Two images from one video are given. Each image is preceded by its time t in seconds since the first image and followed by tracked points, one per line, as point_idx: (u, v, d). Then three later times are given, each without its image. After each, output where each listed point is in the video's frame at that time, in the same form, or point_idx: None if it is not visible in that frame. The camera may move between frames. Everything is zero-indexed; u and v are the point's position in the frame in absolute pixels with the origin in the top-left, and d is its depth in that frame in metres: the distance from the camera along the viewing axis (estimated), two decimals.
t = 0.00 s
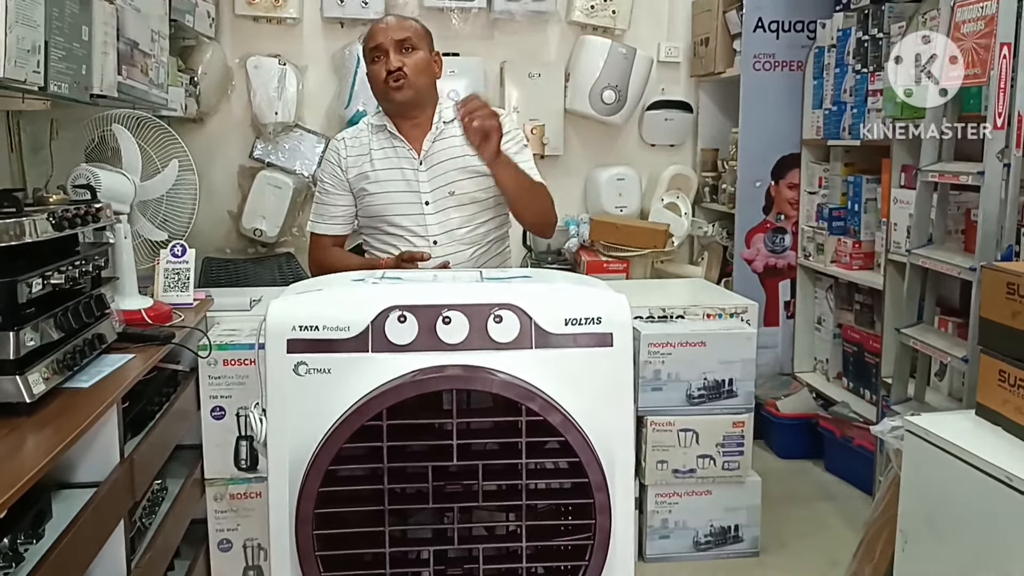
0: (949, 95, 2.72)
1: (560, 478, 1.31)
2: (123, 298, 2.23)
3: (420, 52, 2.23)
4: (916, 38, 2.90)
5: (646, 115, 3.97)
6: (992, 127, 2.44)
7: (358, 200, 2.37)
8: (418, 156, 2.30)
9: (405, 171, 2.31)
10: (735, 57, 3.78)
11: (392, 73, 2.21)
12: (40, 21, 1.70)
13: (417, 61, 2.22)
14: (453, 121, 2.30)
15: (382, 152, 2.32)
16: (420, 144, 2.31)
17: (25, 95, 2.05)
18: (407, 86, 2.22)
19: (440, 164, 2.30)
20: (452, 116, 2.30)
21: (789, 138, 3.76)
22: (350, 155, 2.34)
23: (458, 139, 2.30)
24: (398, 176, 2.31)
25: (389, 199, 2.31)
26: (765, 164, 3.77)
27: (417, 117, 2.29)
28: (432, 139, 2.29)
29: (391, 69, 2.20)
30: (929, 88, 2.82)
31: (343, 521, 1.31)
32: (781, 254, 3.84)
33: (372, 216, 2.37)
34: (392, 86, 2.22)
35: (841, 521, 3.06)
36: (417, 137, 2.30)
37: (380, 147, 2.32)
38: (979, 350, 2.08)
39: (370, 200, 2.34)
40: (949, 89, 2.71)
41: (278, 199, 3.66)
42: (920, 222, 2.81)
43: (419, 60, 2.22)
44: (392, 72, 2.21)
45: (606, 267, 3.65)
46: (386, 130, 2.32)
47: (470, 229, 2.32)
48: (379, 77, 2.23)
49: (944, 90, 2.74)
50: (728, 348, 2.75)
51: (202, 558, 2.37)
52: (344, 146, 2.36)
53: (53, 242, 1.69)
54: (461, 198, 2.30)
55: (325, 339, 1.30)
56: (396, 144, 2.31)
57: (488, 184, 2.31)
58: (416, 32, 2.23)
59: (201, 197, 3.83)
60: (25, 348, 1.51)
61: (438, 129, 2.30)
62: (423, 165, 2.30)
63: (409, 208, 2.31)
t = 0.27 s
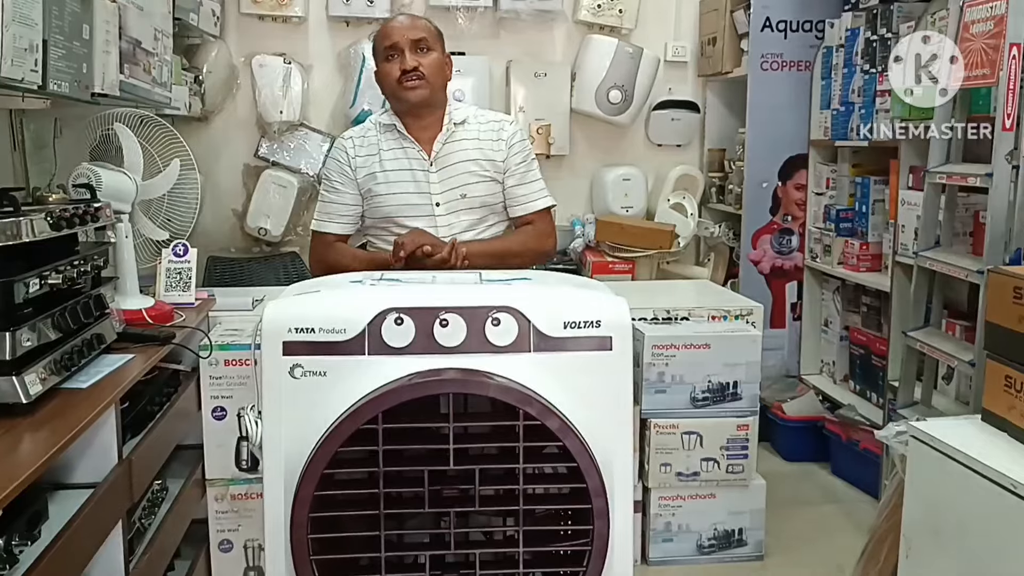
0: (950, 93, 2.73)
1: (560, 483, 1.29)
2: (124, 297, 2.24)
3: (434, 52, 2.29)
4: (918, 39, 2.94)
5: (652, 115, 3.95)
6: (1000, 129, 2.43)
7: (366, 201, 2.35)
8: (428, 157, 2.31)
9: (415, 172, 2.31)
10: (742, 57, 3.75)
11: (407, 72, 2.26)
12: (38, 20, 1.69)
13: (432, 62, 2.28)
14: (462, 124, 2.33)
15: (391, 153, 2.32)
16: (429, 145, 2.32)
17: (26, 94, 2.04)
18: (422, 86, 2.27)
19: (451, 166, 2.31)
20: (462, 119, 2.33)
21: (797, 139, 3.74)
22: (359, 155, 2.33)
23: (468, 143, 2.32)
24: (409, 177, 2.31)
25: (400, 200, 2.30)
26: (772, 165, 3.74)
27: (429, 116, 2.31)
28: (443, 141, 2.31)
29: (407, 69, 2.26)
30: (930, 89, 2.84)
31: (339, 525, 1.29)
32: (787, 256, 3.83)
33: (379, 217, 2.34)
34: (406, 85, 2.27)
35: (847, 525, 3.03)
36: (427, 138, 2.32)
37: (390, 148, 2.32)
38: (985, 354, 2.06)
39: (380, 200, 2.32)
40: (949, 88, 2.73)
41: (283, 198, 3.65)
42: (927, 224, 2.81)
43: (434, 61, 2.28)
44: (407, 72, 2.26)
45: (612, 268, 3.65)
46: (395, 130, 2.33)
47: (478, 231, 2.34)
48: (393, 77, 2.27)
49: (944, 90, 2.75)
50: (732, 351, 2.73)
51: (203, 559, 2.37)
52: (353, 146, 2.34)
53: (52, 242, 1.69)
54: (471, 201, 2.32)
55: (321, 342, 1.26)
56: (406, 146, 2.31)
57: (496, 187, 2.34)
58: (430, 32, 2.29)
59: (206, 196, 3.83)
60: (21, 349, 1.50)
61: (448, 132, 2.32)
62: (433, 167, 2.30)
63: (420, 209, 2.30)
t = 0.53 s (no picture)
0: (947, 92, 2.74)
1: (557, 488, 1.27)
2: (123, 300, 2.25)
3: (469, 59, 2.40)
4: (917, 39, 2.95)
5: (655, 117, 3.94)
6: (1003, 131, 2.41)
7: (386, 198, 2.41)
8: (454, 159, 2.39)
9: (440, 173, 2.38)
10: (746, 59, 3.74)
11: (443, 75, 2.37)
12: (33, 23, 1.69)
13: (467, 67, 2.39)
14: (489, 131, 2.41)
15: (417, 153, 2.39)
16: (455, 148, 2.41)
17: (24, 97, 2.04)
18: (457, 88, 2.38)
19: (477, 170, 2.39)
20: (490, 126, 2.42)
21: (800, 141, 3.72)
22: (384, 153, 2.40)
23: (494, 149, 2.41)
24: (434, 177, 2.38)
25: (424, 199, 2.37)
26: (776, 167, 3.73)
27: (456, 118, 2.40)
28: (470, 144, 2.39)
29: (444, 70, 2.37)
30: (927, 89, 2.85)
31: (334, 531, 1.27)
32: (791, 258, 3.81)
33: (400, 215, 2.41)
34: (441, 87, 2.37)
35: (851, 529, 3.02)
36: (454, 141, 2.41)
37: (415, 147, 2.39)
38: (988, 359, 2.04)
39: (403, 198, 2.38)
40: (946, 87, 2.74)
41: (285, 201, 3.65)
42: (931, 227, 2.77)
43: (470, 66, 2.40)
44: (444, 74, 2.37)
45: (614, 270, 3.63)
46: (421, 131, 2.41)
47: (498, 235, 2.42)
48: (428, 78, 2.38)
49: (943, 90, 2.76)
50: (734, 355, 2.71)
51: (202, 563, 2.37)
52: (378, 144, 2.41)
53: (46, 246, 1.68)
54: (494, 205, 2.40)
55: (316, 346, 1.24)
56: (433, 147, 2.40)
57: (518, 194, 2.43)
58: (466, 37, 2.41)
59: (209, 198, 3.83)
60: (17, 353, 1.49)
61: (475, 136, 2.40)
62: (459, 169, 2.38)
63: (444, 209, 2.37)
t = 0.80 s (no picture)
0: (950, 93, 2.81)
1: (566, 493, 1.25)
2: (132, 303, 2.25)
3: (521, 64, 2.50)
4: (917, 39, 3.01)
5: (665, 119, 3.92)
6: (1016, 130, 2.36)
7: (429, 195, 2.48)
8: (498, 160, 2.47)
9: (484, 172, 2.46)
10: (756, 60, 3.72)
11: (496, 76, 2.47)
12: (40, 26, 1.69)
13: (519, 72, 2.49)
14: (534, 135, 2.50)
15: (462, 152, 2.48)
16: (500, 149, 2.49)
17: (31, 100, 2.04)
18: (507, 89, 2.47)
19: (520, 170, 2.46)
20: (534, 131, 2.50)
21: (811, 142, 3.70)
22: (429, 150, 2.47)
23: (537, 151, 2.48)
24: (477, 175, 2.45)
25: (467, 195, 2.44)
26: (787, 168, 3.71)
27: (501, 120, 2.49)
28: (514, 145, 2.47)
29: (498, 71, 2.46)
30: (927, 90, 2.92)
31: (340, 535, 1.25)
32: (802, 260, 3.78)
33: (442, 212, 2.47)
34: (492, 86, 2.46)
35: (863, 533, 2.99)
36: (499, 142, 2.49)
37: (460, 146, 2.48)
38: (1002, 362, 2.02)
39: (446, 194, 2.45)
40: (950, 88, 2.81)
41: (295, 204, 3.66)
42: (944, 228, 2.74)
43: (521, 71, 2.50)
44: (497, 74, 2.47)
45: (625, 273, 3.62)
46: (466, 131, 2.49)
47: (538, 235, 2.47)
48: (481, 78, 2.47)
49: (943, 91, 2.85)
50: (744, 357, 2.69)
51: (212, 566, 2.37)
52: (424, 142, 2.49)
53: (52, 250, 1.67)
54: (536, 205, 2.46)
55: (322, 350, 1.24)
56: (478, 146, 2.48)
57: (559, 198, 2.50)
58: (519, 43, 2.52)
59: (219, 201, 3.84)
60: (24, 357, 1.49)
61: (520, 139, 2.48)
62: (503, 169, 2.46)
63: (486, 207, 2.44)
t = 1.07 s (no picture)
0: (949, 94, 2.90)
1: (583, 492, 1.24)
2: (150, 303, 2.26)
3: (579, 62, 2.61)
4: (915, 40, 3.09)
5: (682, 116, 3.90)
6: None
7: (483, 190, 2.62)
8: (553, 158, 2.59)
9: (538, 170, 2.59)
10: (774, 56, 3.70)
11: (555, 71, 2.57)
12: (59, 27, 1.70)
13: (577, 70, 2.60)
14: (587, 135, 2.63)
15: (517, 147, 2.60)
16: (554, 147, 2.61)
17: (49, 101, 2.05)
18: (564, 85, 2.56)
19: (573, 170, 2.60)
20: (587, 131, 2.63)
21: (830, 139, 3.67)
22: (484, 147, 2.60)
23: (590, 151, 2.62)
24: (532, 173, 2.59)
25: (522, 192, 2.58)
26: (806, 165, 3.68)
27: (557, 116, 2.60)
28: (567, 145, 2.60)
29: (558, 67, 2.56)
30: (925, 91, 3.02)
31: (357, 535, 1.25)
32: (822, 258, 3.75)
33: (495, 208, 2.61)
34: (552, 81, 2.56)
35: (883, 532, 2.97)
36: (553, 139, 2.61)
37: (515, 143, 2.60)
38: None
39: (500, 190, 2.59)
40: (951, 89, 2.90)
41: (312, 204, 3.67)
42: (965, 225, 2.72)
43: (580, 69, 2.60)
44: (557, 70, 2.57)
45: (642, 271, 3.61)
46: (521, 128, 2.62)
47: (587, 233, 2.62)
48: (539, 75, 2.58)
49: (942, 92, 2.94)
50: (762, 356, 2.67)
51: (230, 565, 2.38)
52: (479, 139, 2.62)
53: (72, 250, 1.68)
54: (587, 205, 2.60)
55: (339, 348, 1.23)
56: (534, 144, 2.60)
57: (609, 198, 2.64)
58: (577, 43, 2.63)
59: (237, 201, 3.85)
60: (44, 356, 1.49)
61: (574, 138, 2.61)
62: (557, 168, 2.59)
63: (540, 205, 2.58)
